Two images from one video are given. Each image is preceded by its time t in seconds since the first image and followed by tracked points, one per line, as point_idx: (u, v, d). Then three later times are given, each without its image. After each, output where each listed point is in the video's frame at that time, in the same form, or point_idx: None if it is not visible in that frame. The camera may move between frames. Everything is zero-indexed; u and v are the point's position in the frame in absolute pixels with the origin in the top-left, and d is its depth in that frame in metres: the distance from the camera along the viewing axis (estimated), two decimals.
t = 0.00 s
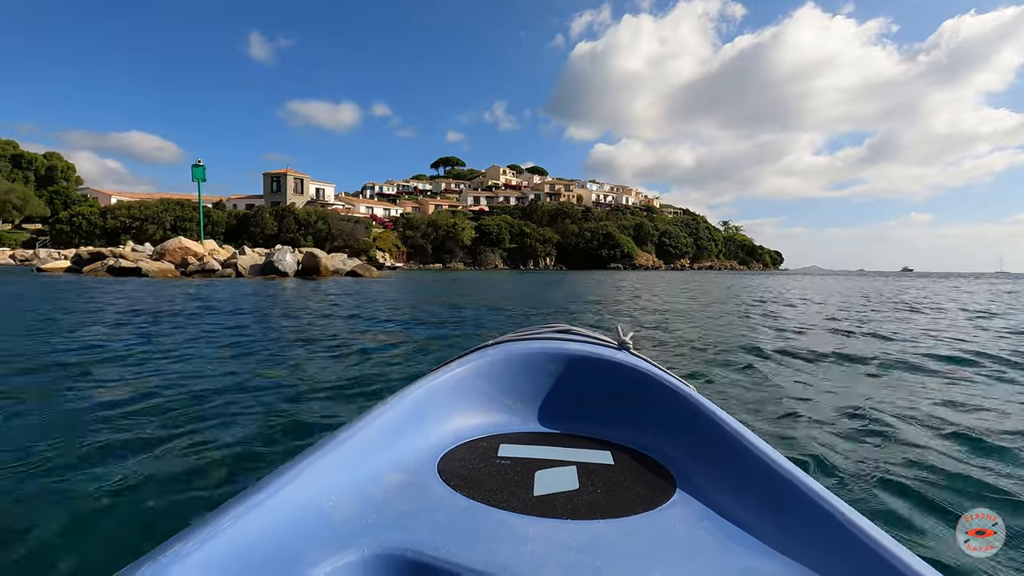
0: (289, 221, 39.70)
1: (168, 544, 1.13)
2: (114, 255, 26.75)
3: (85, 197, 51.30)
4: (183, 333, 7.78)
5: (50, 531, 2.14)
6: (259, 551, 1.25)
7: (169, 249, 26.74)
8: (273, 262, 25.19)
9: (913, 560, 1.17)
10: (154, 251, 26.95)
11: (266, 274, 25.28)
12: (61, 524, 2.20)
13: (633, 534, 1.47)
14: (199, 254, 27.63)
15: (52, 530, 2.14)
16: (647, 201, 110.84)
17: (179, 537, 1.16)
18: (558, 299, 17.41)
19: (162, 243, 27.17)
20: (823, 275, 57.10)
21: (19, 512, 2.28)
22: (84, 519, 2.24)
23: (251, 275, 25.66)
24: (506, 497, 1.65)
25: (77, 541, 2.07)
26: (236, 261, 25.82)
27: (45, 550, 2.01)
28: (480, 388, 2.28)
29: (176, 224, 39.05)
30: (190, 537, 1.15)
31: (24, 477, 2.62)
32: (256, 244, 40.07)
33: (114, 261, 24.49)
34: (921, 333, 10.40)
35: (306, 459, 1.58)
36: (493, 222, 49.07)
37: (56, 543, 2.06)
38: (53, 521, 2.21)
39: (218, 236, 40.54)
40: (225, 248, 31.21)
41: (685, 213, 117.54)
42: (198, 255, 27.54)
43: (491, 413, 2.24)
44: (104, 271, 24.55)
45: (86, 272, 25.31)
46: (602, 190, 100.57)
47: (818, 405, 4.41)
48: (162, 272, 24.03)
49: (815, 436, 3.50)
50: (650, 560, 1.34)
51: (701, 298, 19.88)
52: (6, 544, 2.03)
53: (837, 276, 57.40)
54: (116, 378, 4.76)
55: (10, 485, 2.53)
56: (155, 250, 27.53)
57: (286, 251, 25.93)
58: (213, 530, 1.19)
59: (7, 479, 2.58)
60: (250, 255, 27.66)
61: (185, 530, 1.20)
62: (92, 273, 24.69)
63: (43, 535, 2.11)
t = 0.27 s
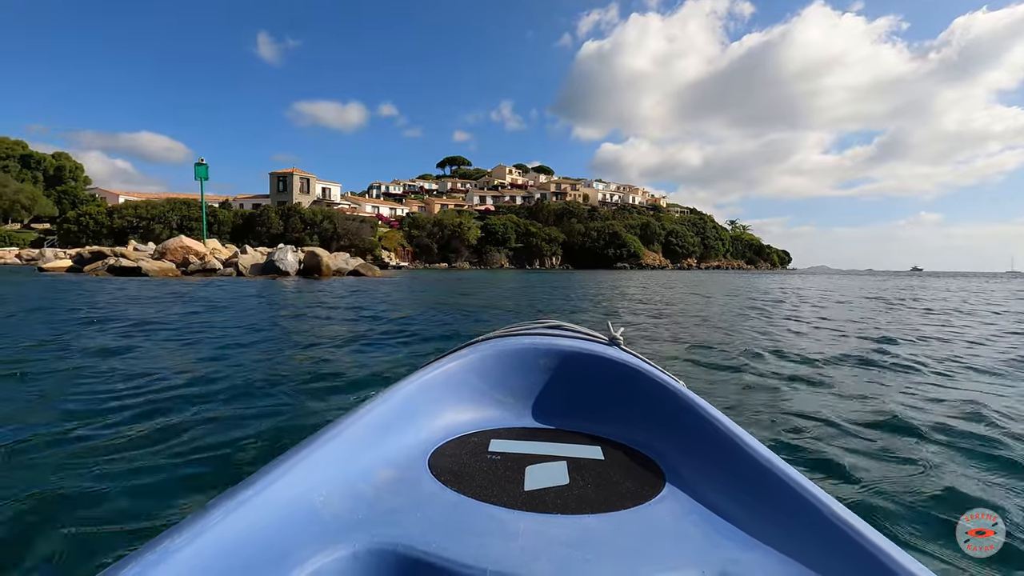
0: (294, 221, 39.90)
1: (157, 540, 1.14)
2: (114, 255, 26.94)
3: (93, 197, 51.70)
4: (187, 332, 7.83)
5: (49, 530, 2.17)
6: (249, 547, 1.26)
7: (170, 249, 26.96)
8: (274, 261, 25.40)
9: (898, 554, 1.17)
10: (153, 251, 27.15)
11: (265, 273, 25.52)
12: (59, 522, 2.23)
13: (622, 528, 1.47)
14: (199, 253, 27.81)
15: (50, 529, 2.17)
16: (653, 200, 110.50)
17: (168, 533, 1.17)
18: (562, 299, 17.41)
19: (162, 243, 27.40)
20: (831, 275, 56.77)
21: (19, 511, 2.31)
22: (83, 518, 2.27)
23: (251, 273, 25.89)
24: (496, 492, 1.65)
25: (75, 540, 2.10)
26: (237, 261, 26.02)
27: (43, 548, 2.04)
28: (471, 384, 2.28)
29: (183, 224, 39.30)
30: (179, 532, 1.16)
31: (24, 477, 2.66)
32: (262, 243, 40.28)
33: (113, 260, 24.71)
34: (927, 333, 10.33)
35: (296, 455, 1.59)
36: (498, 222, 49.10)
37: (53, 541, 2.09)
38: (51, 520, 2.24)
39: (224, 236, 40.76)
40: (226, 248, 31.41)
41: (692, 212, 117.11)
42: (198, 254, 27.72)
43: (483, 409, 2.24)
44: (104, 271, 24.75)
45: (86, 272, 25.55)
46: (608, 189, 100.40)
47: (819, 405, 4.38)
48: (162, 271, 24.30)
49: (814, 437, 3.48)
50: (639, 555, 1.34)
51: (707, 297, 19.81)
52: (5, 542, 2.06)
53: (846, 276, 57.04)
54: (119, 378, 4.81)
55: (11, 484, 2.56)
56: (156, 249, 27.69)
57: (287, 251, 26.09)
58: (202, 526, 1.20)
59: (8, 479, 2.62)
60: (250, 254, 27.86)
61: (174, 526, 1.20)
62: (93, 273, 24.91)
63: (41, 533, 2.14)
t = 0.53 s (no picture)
0: (296, 221, 39.98)
1: (137, 551, 1.11)
2: (109, 254, 27.00)
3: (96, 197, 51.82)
4: (186, 333, 7.84)
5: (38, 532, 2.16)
6: (231, 559, 1.24)
7: (166, 248, 26.93)
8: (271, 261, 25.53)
9: (883, 558, 1.15)
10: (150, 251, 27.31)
11: (262, 272, 25.70)
12: (48, 523, 2.22)
13: (611, 536, 1.44)
14: (196, 253, 27.86)
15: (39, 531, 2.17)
16: (656, 200, 110.38)
17: (149, 545, 1.15)
18: (564, 299, 17.39)
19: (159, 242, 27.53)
20: (835, 274, 56.61)
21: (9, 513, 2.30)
22: (72, 519, 2.26)
23: (248, 273, 26.09)
24: (483, 501, 1.63)
25: (63, 541, 2.09)
26: (235, 261, 26.04)
27: (31, 550, 2.03)
28: (459, 391, 2.26)
29: (184, 224, 39.37)
30: (160, 545, 1.14)
31: (16, 477, 2.65)
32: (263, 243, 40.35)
33: (109, 260, 24.70)
34: (929, 332, 10.28)
35: (280, 464, 1.57)
36: (500, 221, 49.09)
37: (42, 543, 2.08)
38: (41, 521, 2.24)
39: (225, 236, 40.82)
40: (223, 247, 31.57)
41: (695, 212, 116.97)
42: (195, 254, 27.76)
43: (472, 416, 2.22)
44: (99, 271, 24.84)
45: (81, 272, 25.67)
46: (611, 189, 100.32)
47: (817, 404, 4.36)
48: (159, 271, 24.62)
49: (812, 436, 3.45)
50: (627, 564, 1.32)
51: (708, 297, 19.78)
52: None
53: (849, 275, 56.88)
54: (117, 379, 4.81)
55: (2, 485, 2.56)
56: (153, 249, 27.72)
57: (284, 251, 26.18)
58: (183, 538, 1.18)
59: None
60: (248, 253, 27.86)
61: (155, 537, 1.18)
62: (87, 273, 24.97)
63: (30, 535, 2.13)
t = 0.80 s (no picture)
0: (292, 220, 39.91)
1: (130, 561, 1.11)
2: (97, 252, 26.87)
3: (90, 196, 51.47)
4: (181, 333, 7.80)
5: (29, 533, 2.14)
6: (225, 568, 1.23)
7: (155, 246, 26.91)
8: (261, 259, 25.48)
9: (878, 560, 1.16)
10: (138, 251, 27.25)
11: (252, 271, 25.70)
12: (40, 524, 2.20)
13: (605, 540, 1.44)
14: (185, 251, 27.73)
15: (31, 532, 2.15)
16: (654, 199, 110.54)
17: (142, 553, 1.14)
18: (560, 298, 17.41)
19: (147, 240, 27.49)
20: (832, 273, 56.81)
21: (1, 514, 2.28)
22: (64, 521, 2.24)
23: (236, 271, 26.10)
24: (477, 506, 1.63)
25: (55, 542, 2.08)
26: (223, 259, 26.08)
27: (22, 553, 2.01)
28: (454, 396, 2.26)
29: (179, 222, 39.19)
30: (153, 554, 1.13)
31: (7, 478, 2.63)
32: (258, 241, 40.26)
33: (95, 259, 24.60)
34: (923, 331, 10.34)
35: (273, 472, 1.56)
36: (498, 221, 49.09)
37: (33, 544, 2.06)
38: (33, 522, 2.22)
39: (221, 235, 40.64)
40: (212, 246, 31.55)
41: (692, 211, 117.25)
42: (185, 253, 27.65)
43: (467, 421, 2.22)
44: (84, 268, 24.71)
45: (65, 271, 25.52)
46: (608, 188, 100.41)
47: (813, 403, 4.36)
48: (145, 267, 24.67)
49: (810, 434, 3.45)
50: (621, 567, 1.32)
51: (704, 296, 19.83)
52: None
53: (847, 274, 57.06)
54: (112, 380, 4.79)
55: None
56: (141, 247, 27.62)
57: (275, 249, 26.18)
58: (176, 548, 1.17)
59: None
60: (236, 251, 27.86)
61: (148, 547, 1.18)
62: (72, 272, 24.87)
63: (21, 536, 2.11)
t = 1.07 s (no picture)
0: (285, 219, 39.83)
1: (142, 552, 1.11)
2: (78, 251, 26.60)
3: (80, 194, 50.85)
4: (175, 334, 7.74)
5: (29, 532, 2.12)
6: (235, 560, 1.24)
7: (138, 245, 26.65)
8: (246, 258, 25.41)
9: (886, 557, 1.17)
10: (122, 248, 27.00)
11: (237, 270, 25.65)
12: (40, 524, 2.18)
13: (613, 535, 1.45)
14: (168, 249, 27.54)
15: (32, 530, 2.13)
16: (649, 198, 110.81)
17: (154, 545, 1.15)
18: (555, 297, 17.42)
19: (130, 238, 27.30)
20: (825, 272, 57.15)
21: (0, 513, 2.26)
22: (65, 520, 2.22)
23: (219, 269, 26.05)
24: (485, 501, 1.64)
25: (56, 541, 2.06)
26: (207, 257, 25.88)
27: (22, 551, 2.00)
28: (462, 392, 2.27)
29: (170, 221, 38.90)
30: (165, 546, 1.14)
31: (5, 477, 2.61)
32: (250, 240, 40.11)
33: (75, 258, 24.37)
34: (915, 330, 10.42)
35: (282, 466, 1.56)
36: (493, 220, 49.04)
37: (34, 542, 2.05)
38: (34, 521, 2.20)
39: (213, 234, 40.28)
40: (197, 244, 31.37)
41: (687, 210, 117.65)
42: (169, 250, 27.49)
43: (474, 417, 2.23)
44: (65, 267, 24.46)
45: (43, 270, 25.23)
46: (603, 187, 100.53)
47: (810, 401, 4.39)
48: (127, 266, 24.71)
49: (809, 433, 3.47)
50: (630, 562, 1.33)
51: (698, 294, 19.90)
52: None
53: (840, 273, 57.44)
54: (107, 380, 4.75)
55: None
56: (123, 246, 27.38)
57: (260, 247, 26.03)
58: (187, 539, 1.18)
59: None
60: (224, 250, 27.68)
61: (159, 538, 1.18)
62: (52, 271, 24.65)
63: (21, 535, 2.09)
